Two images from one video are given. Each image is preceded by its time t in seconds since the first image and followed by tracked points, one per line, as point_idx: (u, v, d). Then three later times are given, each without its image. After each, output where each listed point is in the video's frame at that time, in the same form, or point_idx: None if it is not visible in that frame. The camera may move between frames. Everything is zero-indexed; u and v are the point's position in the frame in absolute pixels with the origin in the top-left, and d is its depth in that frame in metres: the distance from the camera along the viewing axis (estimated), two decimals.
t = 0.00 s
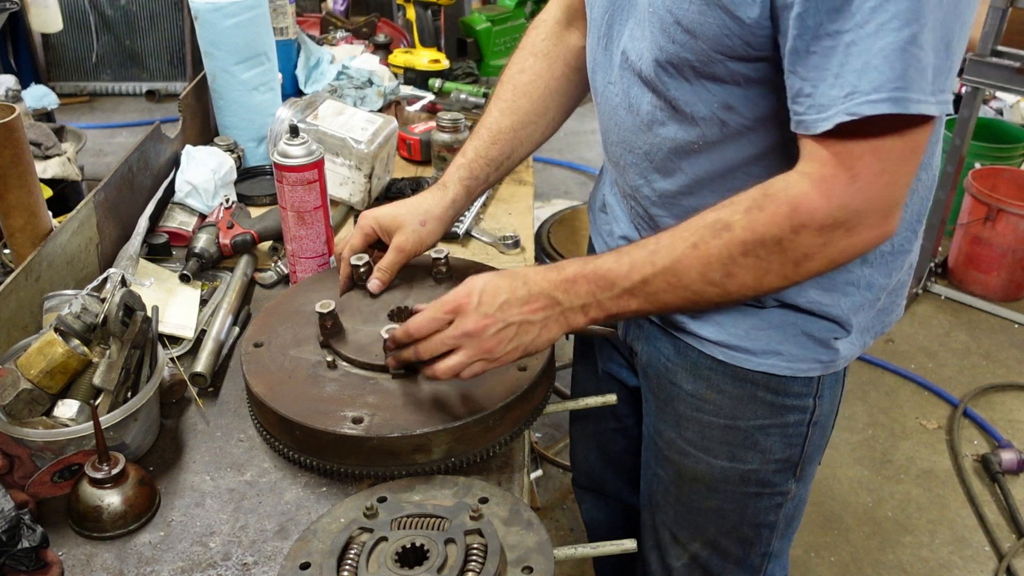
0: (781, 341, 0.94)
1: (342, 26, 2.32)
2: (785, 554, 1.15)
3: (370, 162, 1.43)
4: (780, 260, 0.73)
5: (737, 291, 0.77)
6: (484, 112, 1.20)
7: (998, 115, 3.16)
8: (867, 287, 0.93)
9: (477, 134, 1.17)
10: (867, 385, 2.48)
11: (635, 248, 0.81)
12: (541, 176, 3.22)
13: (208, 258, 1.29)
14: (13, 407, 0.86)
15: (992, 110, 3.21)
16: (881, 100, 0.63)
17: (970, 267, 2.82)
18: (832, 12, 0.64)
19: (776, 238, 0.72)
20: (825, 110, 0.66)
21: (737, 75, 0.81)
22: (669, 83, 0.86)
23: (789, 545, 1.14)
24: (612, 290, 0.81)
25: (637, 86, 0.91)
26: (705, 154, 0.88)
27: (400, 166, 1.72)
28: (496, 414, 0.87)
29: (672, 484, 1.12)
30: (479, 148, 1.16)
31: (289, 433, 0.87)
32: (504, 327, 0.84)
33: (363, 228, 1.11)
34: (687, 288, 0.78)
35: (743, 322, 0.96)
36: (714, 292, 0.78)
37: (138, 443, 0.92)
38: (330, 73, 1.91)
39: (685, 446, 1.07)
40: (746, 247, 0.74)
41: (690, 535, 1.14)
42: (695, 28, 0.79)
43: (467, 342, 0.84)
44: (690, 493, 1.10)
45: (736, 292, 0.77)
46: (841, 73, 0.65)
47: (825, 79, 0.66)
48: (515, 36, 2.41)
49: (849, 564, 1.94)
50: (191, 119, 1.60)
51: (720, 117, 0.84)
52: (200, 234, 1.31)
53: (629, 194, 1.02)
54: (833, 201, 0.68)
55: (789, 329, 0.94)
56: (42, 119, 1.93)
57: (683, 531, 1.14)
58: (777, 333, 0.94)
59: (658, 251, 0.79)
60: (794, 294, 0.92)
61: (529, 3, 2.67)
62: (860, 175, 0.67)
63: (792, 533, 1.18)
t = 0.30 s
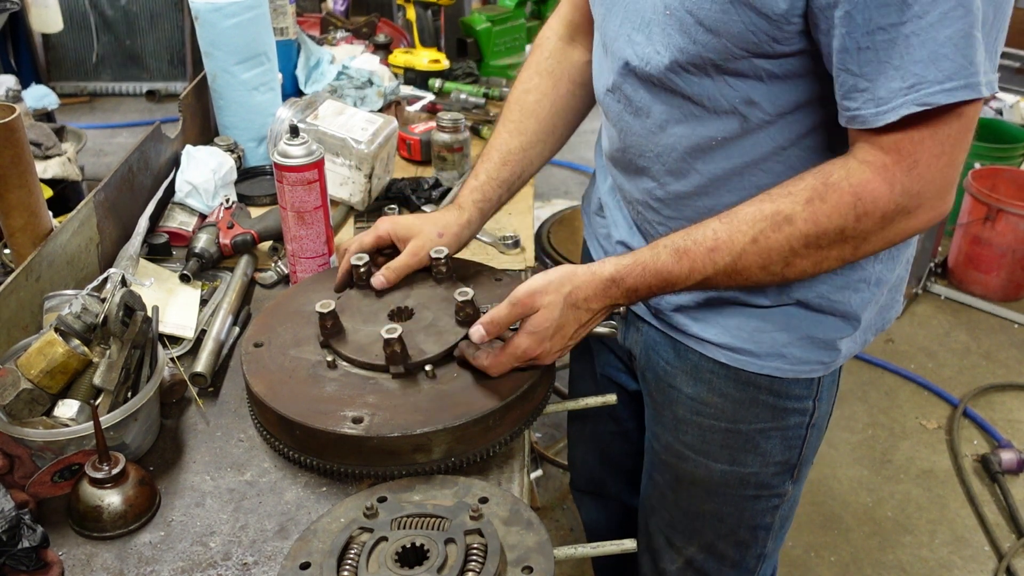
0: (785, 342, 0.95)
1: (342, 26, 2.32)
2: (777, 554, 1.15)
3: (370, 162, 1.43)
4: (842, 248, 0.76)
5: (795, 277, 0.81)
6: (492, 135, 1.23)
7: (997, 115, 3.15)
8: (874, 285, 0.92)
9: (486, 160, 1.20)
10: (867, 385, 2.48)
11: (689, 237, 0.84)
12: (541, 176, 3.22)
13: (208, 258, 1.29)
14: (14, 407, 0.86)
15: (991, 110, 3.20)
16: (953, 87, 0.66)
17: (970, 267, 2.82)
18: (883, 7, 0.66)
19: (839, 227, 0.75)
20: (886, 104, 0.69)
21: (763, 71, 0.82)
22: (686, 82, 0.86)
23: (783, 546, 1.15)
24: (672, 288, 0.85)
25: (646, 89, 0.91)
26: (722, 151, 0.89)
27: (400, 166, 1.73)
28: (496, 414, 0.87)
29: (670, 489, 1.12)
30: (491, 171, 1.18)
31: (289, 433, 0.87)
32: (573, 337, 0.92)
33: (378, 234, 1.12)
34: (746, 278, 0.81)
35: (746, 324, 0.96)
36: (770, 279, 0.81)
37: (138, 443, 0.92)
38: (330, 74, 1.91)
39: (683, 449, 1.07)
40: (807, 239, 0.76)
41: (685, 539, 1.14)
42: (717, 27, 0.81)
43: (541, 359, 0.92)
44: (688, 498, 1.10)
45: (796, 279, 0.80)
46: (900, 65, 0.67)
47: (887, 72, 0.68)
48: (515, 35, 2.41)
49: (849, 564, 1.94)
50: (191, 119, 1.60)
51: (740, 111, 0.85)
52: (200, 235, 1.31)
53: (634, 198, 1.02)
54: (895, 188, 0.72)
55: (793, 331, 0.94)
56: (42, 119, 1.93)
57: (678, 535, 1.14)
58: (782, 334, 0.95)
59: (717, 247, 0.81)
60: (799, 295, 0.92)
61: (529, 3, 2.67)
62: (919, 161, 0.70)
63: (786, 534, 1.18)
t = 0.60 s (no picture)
0: (788, 344, 0.95)
1: (342, 26, 2.32)
2: (779, 554, 1.16)
3: (370, 162, 1.43)
4: (837, 253, 0.77)
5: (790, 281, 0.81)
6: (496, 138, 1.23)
7: (997, 115, 3.15)
8: (878, 283, 0.93)
9: (490, 162, 1.20)
10: (867, 385, 2.48)
11: (686, 239, 0.83)
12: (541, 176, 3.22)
13: (208, 258, 1.29)
14: (14, 407, 0.86)
15: (991, 110, 3.20)
16: (954, 89, 0.66)
17: (970, 267, 2.82)
18: (885, 10, 0.66)
19: (835, 232, 0.75)
20: (888, 106, 0.69)
21: (766, 74, 0.82)
22: (691, 86, 0.87)
23: (784, 546, 1.15)
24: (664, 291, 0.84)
25: (651, 92, 0.91)
26: (726, 155, 0.89)
27: (400, 166, 1.73)
28: (496, 414, 0.87)
29: (672, 488, 1.12)
30: (495, 172, 1.18)
31: (289, 433, 0.87)
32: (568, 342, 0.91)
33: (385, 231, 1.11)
34: (741, 283, 0.82)
35: (749, 325, 0.96)
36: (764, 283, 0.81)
37: (138, 443, 0.92)
38: (331, 73, 1.91)
39: (687, 449, 1.07)
40: (803, 244, 0.76)
41: (688, 539, 1.14)
42: (722, 30, 0.81)
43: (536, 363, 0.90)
44: (690, 497, 1.10)
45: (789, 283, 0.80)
46: (901, 67, 0.67)
47: (888, 74, 0.68)
48: (515, 36, 2.40)
49: (849, 564, 1.94)
50: (191, 119, 1.60)
51: (745, 115, 0.85)
52: (200, 234, 1.31)
53: (638, 201, 1.01)
54: (891, 194, 0.72)
55: (797, 332, 0.94)
56: (42, 119, 1.93)
57: (682, 536, 1.14)
58: (785, 335, 0.95)
59: (711, 253, 0.81)
60: (804, 294, 0.92)
61: (530, 3, 2.67)
62: (916, 165, 0.71)
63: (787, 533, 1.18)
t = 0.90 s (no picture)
0: (789, 345, 0.95)
1: (342, 26, 2.32)
2: (780, 556, 1.16)
3: (370, 162, 1.43)
4: (876, 246, 0.75)
5: (827, 280, 0.79)
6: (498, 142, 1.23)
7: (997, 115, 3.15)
8: (881, 284, 0.93)
9: (491, 167, 1.20)
10: (867, 385, 2.48)
11: (715, 240, 0.84)
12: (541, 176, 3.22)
13: (208, 258, 1.29)
14: (14, 407, 0.86)
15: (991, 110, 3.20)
16: (972, 82, 0.66)
17: (970, 267, 2.82)
18: (893, 7, 0.66)
19: (872, 224, 0.74)
20: (900, 102, 0.69)
21: (767, 71, 0.82)
22: (691, 84, 0.87)
23: (785, 548, 1.15)
24: (690, 283, 0.84)
25: (652, 92, 0.92)
26: (727, 153, 0.89)
27: (400, 166, 1.73)
28: (496, 414, 0.87)
29: (673, 489, 1.12)
30: (496, 178, 1.19)
31: (289, 433, 0.87)
32: (578, 336, 0.91)
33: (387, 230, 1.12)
34: (777, 278, 0.80)
35: (749, 326, 0.96)
36: (801, 282, 0.80)
37: (138, 443, 0.92)
38: (330, 74, 1.91)
39: (687, 450, 1.07)
40: (839, 234, 0.75)
41: (689, 540, 1.14)
42: (721, 28, 0.81)
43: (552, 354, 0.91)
44: (691, 498, 1.10)
45: (827, 281, 0.79)
46: (912, 62, 0.67)
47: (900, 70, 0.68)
48: (515, 36, 2.40)
49: (848, 564, 1.94)
50: (191, 119, 1.60)
51: (746, 113, 0.85)
52: (201, 234, 1.31)
53: (640, 200, 1.02)
54: (928, 184, 0.71)
55: (798, 333, 0.94)
56: (42, 119, 1.93)
57: (683, 537, 1.14)
58: (785, 337, 0.95)
59: (741, 243, 0.81)
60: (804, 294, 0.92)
61: (530, 3, 2.67)
62: (950, 156, 0.69)
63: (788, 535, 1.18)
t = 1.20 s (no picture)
0: (792, 346, 0.95)
1: (342, 26, 2.32)
2: (781, 556, 1.16)
3: (370, 162, 1.43)
4: (880, 240, 0.75)
5: (833, 273, 0.79)
6: (498, 144, 1.23)
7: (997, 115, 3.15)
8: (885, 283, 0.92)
9: (491, 168, 1.20)
10: (867, 385, 2.48)
11: (723, 233, 0.84)
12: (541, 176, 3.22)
13: (208, 258, 1.29)
14: (14, 407, 0.86)
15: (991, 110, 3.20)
16: (978, 78, 0.66)
17: (970, 267, 2.82)
18: (895, 5, 0.66)
19: (875, 219, 0.74)
20: (903, 100, 0.69)
21: (771, 70, 0.81)
22: (694, 84, 0.87)
23: (785, 548, 1.15)
24: (700, 274, 0.84)
25: (656, 92, 0.92)
26: (731, 153, 0.89)
27: (400, 166, 1.73)
28: (496, 414, 0.87)
29: (674, 490, 1.12)
30: (496, 179, 1.19)
31: (289, 433, 0.87)
32: (597, 326, 0.92)
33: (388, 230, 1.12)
34: (782, 272, 0.80)
35: (752, 327, 0.96)
36: (806, 275, 0.80)
37: (138, 443, 0.92)
38: (330, 73, 1.91)
39: (689, 451, 1.07)
40: (843, 230, 0.76)
41: (690, 540, 1.13)
42: (725, 27, 0.81)
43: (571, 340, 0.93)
44: (693, 499, 1.10)
45: (833, 274, 0.79)
46: (915, 61, 0.67)
47: (903, 68, 0.68)
48: (515, 35, 2.40)
49: (848, 564, 1.94)
50: (191, 119, 1.60)
51: (751, 113, 0.85)
52: (200, 234, 1.31)
53: (642, 201, 1.01)
54: (931, 180, 0.71)
55: (800, 333, 0.94)
56: (42, 119, 1.93)
57: (684, 538, 1.14)
58: (788, 337, 0.95)
59: (750, 236, 0.81)
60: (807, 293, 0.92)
61: (530, 2, 2.66)
62: (954, 152, 0.70)
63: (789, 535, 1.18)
